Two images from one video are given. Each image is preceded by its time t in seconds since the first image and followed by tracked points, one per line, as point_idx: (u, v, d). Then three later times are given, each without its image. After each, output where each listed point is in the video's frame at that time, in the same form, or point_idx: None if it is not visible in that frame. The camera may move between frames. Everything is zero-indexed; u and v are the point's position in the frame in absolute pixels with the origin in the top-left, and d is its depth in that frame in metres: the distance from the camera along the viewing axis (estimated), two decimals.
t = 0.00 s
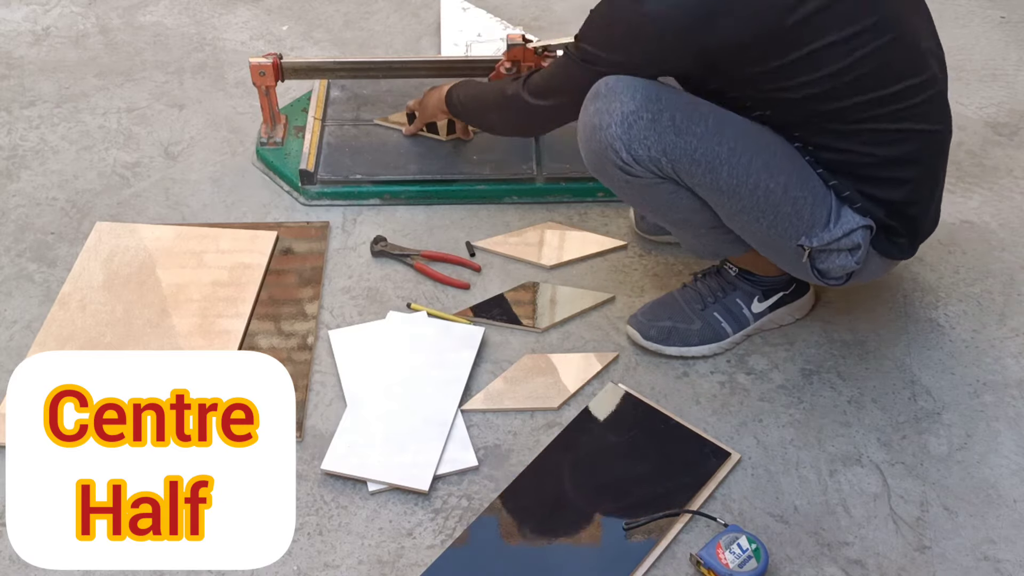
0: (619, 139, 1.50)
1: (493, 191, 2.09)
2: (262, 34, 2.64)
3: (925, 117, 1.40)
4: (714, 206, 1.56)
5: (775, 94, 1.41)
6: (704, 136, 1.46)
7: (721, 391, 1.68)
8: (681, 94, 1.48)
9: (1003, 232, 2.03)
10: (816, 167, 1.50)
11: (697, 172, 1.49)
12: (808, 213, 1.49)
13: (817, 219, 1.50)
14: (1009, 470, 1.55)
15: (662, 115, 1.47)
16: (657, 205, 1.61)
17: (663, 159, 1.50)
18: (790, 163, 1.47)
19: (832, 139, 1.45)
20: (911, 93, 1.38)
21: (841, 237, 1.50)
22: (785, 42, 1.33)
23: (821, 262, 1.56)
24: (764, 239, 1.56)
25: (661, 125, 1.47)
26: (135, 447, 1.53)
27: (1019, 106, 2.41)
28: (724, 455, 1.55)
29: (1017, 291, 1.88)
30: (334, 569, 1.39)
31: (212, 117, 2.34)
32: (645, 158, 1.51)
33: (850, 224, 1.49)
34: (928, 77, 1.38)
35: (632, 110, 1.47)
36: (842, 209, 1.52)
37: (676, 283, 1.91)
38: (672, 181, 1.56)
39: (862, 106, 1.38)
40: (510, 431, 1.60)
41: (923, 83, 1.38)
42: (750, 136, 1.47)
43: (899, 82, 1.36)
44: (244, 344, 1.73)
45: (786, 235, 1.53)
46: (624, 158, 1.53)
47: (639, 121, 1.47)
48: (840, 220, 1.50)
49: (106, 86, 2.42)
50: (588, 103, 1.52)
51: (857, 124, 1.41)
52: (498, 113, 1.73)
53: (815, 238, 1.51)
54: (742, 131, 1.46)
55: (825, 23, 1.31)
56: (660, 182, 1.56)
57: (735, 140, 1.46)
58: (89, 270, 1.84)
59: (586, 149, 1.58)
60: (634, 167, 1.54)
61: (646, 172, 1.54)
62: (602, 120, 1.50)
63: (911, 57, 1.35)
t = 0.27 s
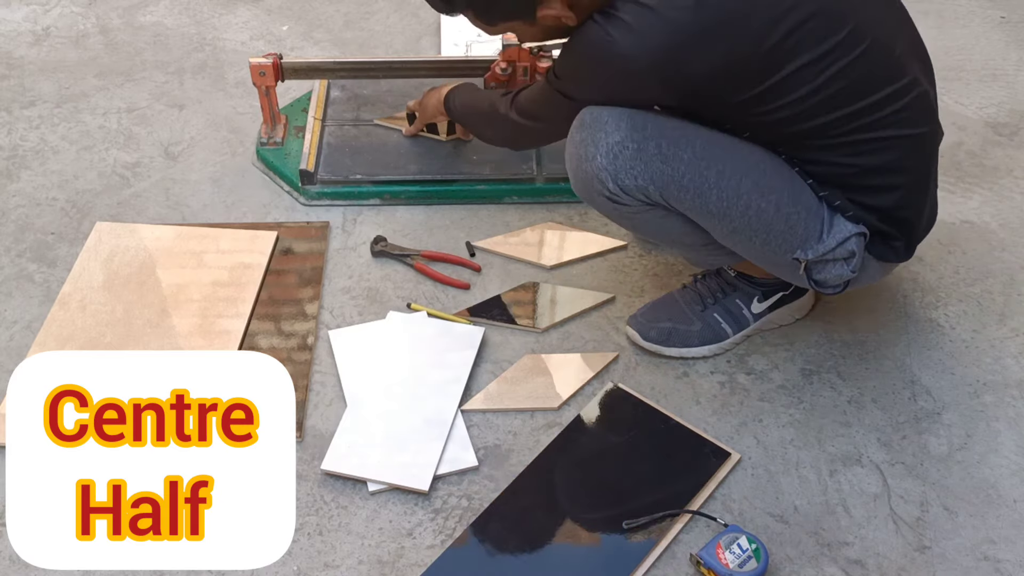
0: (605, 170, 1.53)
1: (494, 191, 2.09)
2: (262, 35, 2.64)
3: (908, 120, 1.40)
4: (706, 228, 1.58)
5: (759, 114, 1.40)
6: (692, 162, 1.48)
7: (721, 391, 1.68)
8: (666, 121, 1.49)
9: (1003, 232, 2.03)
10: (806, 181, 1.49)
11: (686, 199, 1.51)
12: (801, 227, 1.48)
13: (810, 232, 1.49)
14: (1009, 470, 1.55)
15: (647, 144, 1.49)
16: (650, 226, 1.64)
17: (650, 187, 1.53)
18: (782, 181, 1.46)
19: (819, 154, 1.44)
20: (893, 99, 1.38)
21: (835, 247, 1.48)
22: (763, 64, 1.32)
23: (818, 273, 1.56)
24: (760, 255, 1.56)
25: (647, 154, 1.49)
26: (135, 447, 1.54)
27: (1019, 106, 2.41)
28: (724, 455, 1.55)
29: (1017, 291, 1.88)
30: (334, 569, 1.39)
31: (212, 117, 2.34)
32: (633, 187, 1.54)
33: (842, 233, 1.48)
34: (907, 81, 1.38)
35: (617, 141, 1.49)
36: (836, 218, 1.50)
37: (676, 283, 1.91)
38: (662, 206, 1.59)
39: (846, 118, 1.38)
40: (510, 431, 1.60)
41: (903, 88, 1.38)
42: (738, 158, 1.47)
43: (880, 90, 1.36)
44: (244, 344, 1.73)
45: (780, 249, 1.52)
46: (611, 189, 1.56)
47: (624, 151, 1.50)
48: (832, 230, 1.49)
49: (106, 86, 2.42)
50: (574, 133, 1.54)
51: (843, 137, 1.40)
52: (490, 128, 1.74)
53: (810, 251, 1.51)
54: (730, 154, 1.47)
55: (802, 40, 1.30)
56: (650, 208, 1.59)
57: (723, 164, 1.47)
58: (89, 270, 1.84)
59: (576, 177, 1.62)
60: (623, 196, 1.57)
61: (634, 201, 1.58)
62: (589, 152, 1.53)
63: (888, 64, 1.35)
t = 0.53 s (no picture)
0: (616, 145, 1.50)
1: (494, 192, 2.09)
2: (262, 35, 2.64)
3: (919, 115, 1.40)
4: (713, 211, 1.57)
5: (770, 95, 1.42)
6: (702, 140, 1.47)
7: (721, 391, 1.68)
8: (676, 98, 1.48)
9: (1003, 233, 2.03)
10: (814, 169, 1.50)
11: (696, 176, 1.50)
12: (806, 216, 1.49)
13: (816, 221, 1.50)
14: (1009, 470, 1.55)
15: (659, 120, 1.47)
16: (655, 209, 1.62)
17: (661, 164, 1.50)
18: (788, 166, 1.47)
19: (827, 141, 1.45)
20: (905, 92, 1.38)
21: (839, 238, 1.49)
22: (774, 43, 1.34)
23: (822, 264, 1.56)
24: (764, 243, 1.56)
25: (659, 131, 1.47)
26: (135, 447, 1.54)
27: (1019, 106, 2.41)
28: (724, 455, 1.55)
29: (1017, 291, 1.88)
30: (334, 569, 1.39)
31: (212, 117, 2.34)
32: (644, 163, 1.51)
33: (848, 225, 1.49)
34: (921, 74, 1.38)
35: (629, 115, 1.47)
36: (842, 210, 1.51)
37: (676, 283, 1.91)
38: (670, 185, 1.56)
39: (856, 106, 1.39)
40: (510, 431, 1.60)
41: (915, 82, 1.38)
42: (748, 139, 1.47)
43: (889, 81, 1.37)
44: (244, 344, 1.73)
45: (785, 238, 1.53)
46: (622, 164, 1.53)
47: (636, 126, 1.47)
48: (838, 221, 1.50)
49: (106, 86, 2.42)
50: (586, 109, 1.52)
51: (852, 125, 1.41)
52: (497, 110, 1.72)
53: (814, 240, 1.51)
54: (739, 134, 1.47)
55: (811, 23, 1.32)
56: (659, 186, 1.56)
57: (733, 144, 1.47)
58: (89, 270, 1.84)
59: (584, 155, 1.58)
60: (633, 172, 1.54)
61: (644, 177, 1.54)
62: (600, 126, 1.50)
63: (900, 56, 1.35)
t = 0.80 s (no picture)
0: (622, 130, 1.51)
1: (494, 192, 2.09)
2: (262, 35, 2.64)
3: (921, 98, 1.39)
4: (717, 200, 1.57)
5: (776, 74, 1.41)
6: (707, 127, 1.48)
7: (721, 391, 1.68)
8: (682, 85, 1.50)
9: (1003, 233, 2.02)
10: (821, 155, 1.50)
11: (701, 163, 1.50)
12: (811, 203, 1.50)
13: (820, 208, 1.50)
14: (1009, 470, 1.55)
15: (664, 107, 1.48)
16: (659, 199, 1.62)
17: (666, 150, 1.51)
18: (793, 153, 1.48)
19: (833, 124, 1.45)
20: (912, 74, 1.37)
21: (844, 226, 1.49)
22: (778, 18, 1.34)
23: (827, 252, 1.56)
24: (768, 232, 1.57)
25: (664, 117, 1.48)
26: (135, 447, 1.54)
27: (1020, 107, 2.41)
28: (724, 455, 1.55)
29: (1017, 291, 1.88)
30: (334, 569, 1.39)
31: (212, 117, 2.34)
32: (649, 150, 1.52)
33: (853, 214, 1.49)
34: (928, 56, 1.37)
35: (635, 101, 1.49)
36: (848, 199, 1.51)
37: (676, 283, 1.91)
38: (675, 173, 1.57)
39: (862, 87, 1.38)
40: (510, 431, 1.60)
41: (912, 64, 1.36)
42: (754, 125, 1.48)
43: (885, 66, 1.36)
44: (244, 344, 1.73)
45: (790, 225, 1.53)
46: (628, 150, 1.53)
47: (642, 112, 1.49)
48: (843, 210, 1.50)
49: (106, 86, 2.42)
50: (594, 95, 1.56)
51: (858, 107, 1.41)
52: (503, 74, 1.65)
53: (819, 228, 1.51)
54: (745, 121, 1.48)
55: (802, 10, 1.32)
56: (664, 174, 1.57)
57: (738, 131, 1.47)
58: (89, 270, 1.84)
59: (590, 142, 1.59)
60: (638, 159, 1.54)
61: (649, 164, 1.55)
62: (606, 112, 1.52)
63: (896, 39, 1.34)
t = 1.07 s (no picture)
0: (627, 135, 1.50)
1: (494, 192, 2.09)
2: (262, 35, 2.64)
3: (921, 103, 1.39)
4: (720, 205, 1.57)
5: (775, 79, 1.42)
6: (712, 132, 1.47)
7: (721, 391, 1.68)
8: (688, 90, 1.48)
9: (1003, 233, 2.02)
10: (822, 160, 1.50)
11: (705, 169, 1.50)
12: (814, 208, 1.50)
13: (823, 214, 1.50)
14: (1009, 470, 1.55)
15: (670, 112, 1.47)
16: (662, 203, 1.61)
17: (671, 155, 1.50)
18: (796, 158, 1.47)
19: (834, 129, 1.45)
20: (911, 79, 1.37)
21: (847, 232, 1.49)
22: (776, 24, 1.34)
23: (828, 258, 1.56)
24: (770, 237, 1.57)
25: (669, 122, 1.47)
26: (135, 447, 1.54)
27: (1019, 107, 2.41)
28: (724, 455, 1.55)
29: (1017, 291, 1.88)
30: (334, 569, 1.39)
31: (212, 117, 2.34)
32: (653, 154, 1.51)
33: (856, 219, 1.49)
34: (928, 60, 1.37)
35: (640, 106, 1.48)
36: (849, 204, 1.52)
37: (676, 283, 1.91)
38: (679, 178, 1.56)
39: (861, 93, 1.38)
40: (510, 431, 1.60)
41: (914, 71, 1.36)
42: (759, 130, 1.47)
43: (886, 72, 1.36)
44: (244, 345, 1.73)
45: (793, 231, 1.53)
46: (632, 155, 1.52)
47: (647, 117, 1.48)
48: (846, 215, 1.50)
49: (106, 86, 2.42)
50: (598, 99, 1.54)
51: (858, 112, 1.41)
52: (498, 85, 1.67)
53: (822, 234, 1.52)
54: (750, 126, 1.47)
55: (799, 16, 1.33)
56: (667, 179, 1.56)
57: (743, 136, 1.47)
58: (90, 270, 1.85)
59: (594, 146, 1.58)
60: (642, 163, 1.53)
61: (653, 169, 1.54)
62: (611, 116, 1.51)
63: (896, 46, 1.34)
